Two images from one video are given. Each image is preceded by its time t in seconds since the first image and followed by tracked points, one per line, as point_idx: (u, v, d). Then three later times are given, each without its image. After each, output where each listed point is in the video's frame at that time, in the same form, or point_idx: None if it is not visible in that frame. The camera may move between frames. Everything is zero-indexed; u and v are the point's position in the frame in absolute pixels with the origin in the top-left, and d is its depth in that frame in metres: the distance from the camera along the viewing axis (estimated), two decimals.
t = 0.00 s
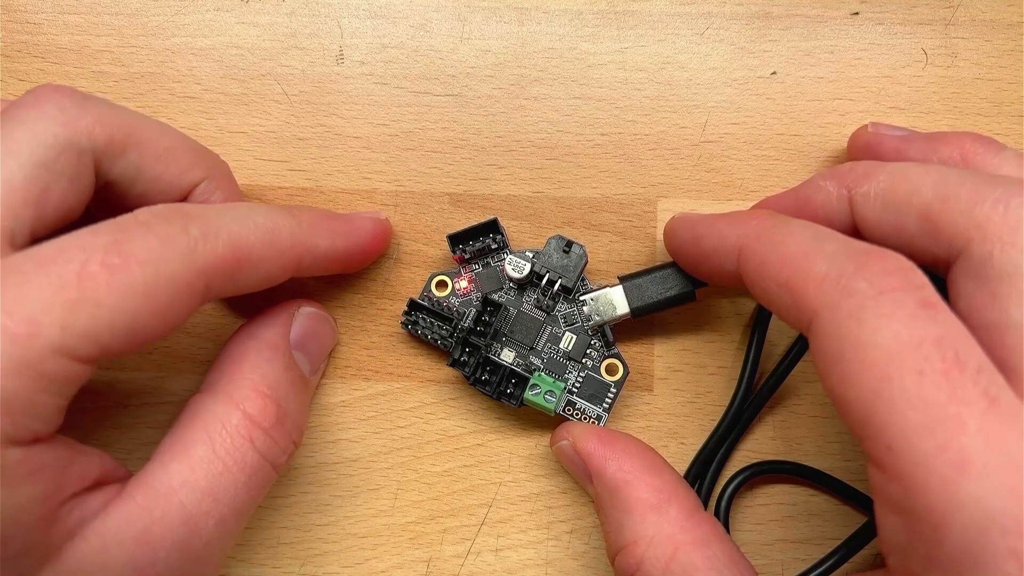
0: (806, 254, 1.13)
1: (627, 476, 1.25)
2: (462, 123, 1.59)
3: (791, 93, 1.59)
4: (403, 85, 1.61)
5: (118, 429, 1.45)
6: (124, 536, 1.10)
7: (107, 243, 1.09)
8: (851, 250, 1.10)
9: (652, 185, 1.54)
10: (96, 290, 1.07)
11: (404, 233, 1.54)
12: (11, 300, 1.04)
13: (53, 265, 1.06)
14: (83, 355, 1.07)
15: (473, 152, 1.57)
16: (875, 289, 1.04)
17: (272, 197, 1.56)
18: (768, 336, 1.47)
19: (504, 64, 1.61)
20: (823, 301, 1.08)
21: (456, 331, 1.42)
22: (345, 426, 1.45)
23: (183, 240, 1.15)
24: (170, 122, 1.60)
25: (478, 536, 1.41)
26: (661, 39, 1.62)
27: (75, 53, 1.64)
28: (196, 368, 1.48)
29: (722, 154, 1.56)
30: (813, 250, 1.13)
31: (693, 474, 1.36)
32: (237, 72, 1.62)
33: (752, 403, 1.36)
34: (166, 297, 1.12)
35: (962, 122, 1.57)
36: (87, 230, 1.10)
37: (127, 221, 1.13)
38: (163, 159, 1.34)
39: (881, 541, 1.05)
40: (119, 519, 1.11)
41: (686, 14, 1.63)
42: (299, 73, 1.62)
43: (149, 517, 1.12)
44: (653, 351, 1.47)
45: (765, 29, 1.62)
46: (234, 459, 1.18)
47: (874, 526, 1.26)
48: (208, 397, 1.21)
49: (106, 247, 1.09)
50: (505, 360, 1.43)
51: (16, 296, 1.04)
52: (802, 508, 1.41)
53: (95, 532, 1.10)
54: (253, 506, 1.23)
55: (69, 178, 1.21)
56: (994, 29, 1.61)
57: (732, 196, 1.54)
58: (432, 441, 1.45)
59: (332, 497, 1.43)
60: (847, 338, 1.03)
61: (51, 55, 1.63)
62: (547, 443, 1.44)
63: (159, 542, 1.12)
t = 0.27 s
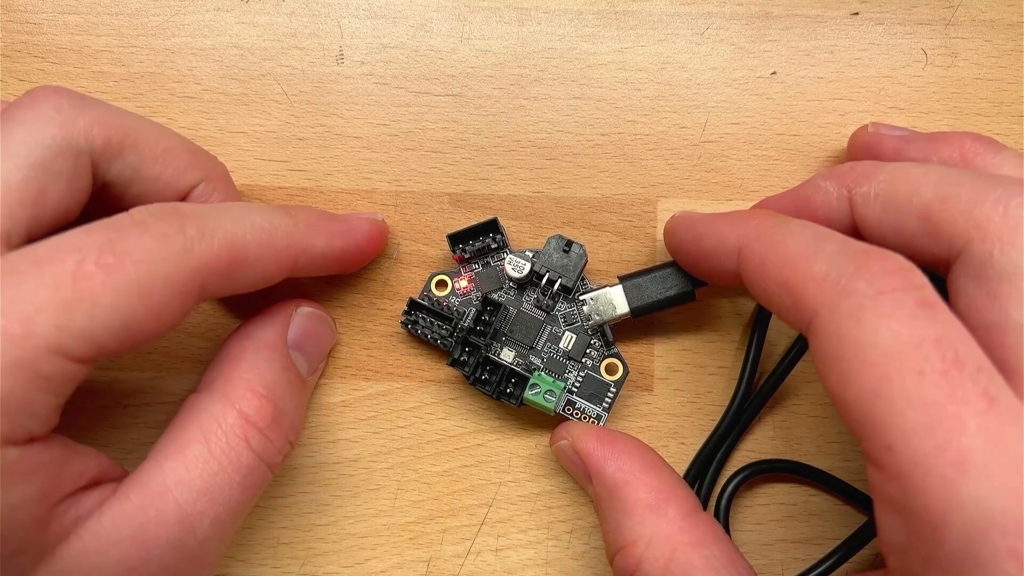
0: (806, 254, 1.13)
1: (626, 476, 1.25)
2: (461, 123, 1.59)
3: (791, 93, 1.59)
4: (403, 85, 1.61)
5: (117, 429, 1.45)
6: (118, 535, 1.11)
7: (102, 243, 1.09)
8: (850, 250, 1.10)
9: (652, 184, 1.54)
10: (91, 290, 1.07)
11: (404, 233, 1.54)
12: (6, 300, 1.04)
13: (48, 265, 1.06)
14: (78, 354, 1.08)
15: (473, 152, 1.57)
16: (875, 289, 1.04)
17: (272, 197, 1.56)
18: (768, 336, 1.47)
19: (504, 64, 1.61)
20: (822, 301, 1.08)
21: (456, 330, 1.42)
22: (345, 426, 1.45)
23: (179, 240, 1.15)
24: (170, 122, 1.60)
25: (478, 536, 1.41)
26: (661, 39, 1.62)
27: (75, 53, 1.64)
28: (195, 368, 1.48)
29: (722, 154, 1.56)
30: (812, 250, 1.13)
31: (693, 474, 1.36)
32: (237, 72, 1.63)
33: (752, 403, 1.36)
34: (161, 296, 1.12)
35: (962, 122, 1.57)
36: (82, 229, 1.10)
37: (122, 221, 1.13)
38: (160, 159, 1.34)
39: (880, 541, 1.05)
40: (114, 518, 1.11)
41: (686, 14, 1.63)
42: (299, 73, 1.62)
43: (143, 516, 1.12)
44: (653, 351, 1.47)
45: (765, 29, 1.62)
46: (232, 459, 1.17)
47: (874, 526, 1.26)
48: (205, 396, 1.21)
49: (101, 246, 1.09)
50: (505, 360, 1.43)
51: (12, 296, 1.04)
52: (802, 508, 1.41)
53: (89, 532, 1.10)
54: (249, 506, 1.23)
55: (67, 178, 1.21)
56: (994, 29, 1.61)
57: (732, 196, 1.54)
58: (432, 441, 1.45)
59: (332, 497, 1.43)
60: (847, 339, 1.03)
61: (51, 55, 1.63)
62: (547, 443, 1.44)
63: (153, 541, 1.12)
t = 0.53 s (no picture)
0: (805, 254, 1.13)
1: (626, 477, 1.25)
2: (461, 123, 1.59)
3: (791, 93, 1.59)
4: (403, 85, 1.61)
5: (117, 429, 1.45)
6: (115, 534, 1.10)
7: (100, 242, 1.09)
8: (850, 250, 1.10)
9: (652, 184, 1.54)
10: (88, 289, 1.07)
11: (404, 232, 1.54)
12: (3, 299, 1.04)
13: (46, 264, 1.06)
14: (75, 354, 1.08)
15: (473, 152, 1.57)
16: (875, 290, 1.04)
17: (272, 197, 1.56)
18: (768, 336, 1.47)
19: (504, 64, 1.62)
20: (822, 301, 1.08)
21: (456, 330, 1.42)
22: (345, 426, 1.45)
23: (176, 239, 1.15)
24: (170, 122, 1.60)
25: (478, 536, 1.41)
26: (661, 39, 1.62)
27: (75, 53, 1.64)
28: (195, 368, 1.48)
29: (722, 154, 1.56)
30: (812, 250, 1.13)
31: (693, 474, 1.36)
32: (238, 72, 1.63)
33: (751, 403, 1.36)
34: (158, 295, 1.11)
35: (962, 122, 1.57)
36: (79, 228, 1.10)
37: (120, 219, 1.13)
38: (158, 160, 1.34)
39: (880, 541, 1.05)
40: (111, 517, 1.11)
41: (686, 14, 1.63)
42: (299, 73, 1.62)
43: (141, 515, 1.12)
44: (653, 351, 1.47)
45: (765, 29, 1.62)
46: (230, 458, 1.17)
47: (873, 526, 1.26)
48: (204, 395, 1.21)
49: (98, 245, 1.09)
50: (505, 360, 1.43)
51: (9, 296, 1.04)
52: (802, 508, 1.41)
53: (87, 531, 1.10)
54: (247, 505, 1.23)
55: (65, 178, 1.21)
56: (994, 29, 1.61)
57: (732, 196, 1.54)
58: (432, 441, 1.45)
59: (332, 497, 1.43)
60: (846, 338, 1.03)
61: (51, 55, 1.63)
62: (547, 443, 1.44)
63: (151, 540, 1.11)
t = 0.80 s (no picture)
0: (805, 254, 1.13)
1: (626, 478, 1.25)
2: (461, 123, 1.59)
3: (791, 93, 1.59)
4: (403, 85, 1.61)
5: (117, 429, 1.45)
6: (111, 533, 1.11)
7: (95, 241, 1.09)
8: (849, 250, 1.10)
9: (652, 184, 1.54)
10: (84, 288, 1.07)
11: (404, 232, 1.54)
12: None
13: (41, 263, 1.06)
14: (72, 353, 1.08)
15: (473, 152, 1.57)
16: (874, 290, 1.04)
17: (272, 197, 1.56)
18: (768, 336, 1.47)
19: (504, 64, 1.62)
20: (821, 302, 1.08)
21: (456, 330, 1.42)
22: (345, 426, 1.45)
23: (172, 237, 1.15)
24: (170, 122, 1.60)
25: (478, 536, 1.41)
26: (661, 39, 1.62)
27: (75, 53, 1.64)
28: (195, 368, 1.48)
29: (722, 154, 1.56)
30: (811, 250, 1.13)
31: (693, 474, 1.35)
32: (238, 72, 1.63)
33: (751, 403, 1.36)
34: (155, 292, 1.11)
35: (962, 122, 1.57)
36: (74, 227, 1.10)
37: (115, 218, 1.12)
38: (157, 160, 1.34)
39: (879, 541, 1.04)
40: (107, 516, 1.11)
41: (686, 14, 1.63)
42: (299, 73, 1.62)
43: (137, 514, 1.12)
44: (653, 351, 1.47)
45: (765, 29, 1.62)
46: (228, 458, 1.18)
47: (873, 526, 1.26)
48: (201, 395, 1.21)
49: (94, 244, 1.09)
50: (505, 360, 1.43)
51: (5, 295, 1.04)
52: (802, 508, 1.41)
53: (84, 530, 1.10)
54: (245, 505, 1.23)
55: (63, 178, 1.21)
56: (993, 29, 1.61)
57: (733, 195, 1.54)
58: (432, 441, 1.45)
59: (332, 497, 1.43)
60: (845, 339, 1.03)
61: (51, 55, 1.64)
62: (547, 443, 1.44)
63: (147, 539, 1.11)
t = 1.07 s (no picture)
0: (805, 254, 1.13)
1: (625, 479, 1.25)
2: (461, 123, 1.59)
3: (791, 93, 1.59)
4: (403, 85, 1.61)
5: (116, 428, 1.45)
6: (111, 532, 1.10)
7: (95, 239, 1.09)
8: (850, 250, 1.10)
9: (652, 185, 1.54)
10: (84, 287, 1.07)
11: (404, 233, 1.54)
12: None
13: (41, 262, 1.06)
14: (71, 351, 1.08)
15: (473, 152, 1.57)
16: (874, 290, 1.04)
17: (272, 197, 1.56)
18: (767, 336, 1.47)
19: (504, 64, 1.62)
20: (821, 301, 1.08)
21: (455, 330, 1.42)
22: (344, 426, 1.45)
23: (173, 236, 1.15)
24: (170, 122, 1.60)
25: (478, 536, 1.41)
26: (661, 39, 1.62)
27: (75, 53, 1.64)
28: (195, 368, 1.48)
29: (722, 154, 1.56)
30: (811, 250, 1.13)
31: (693, 474, 1.35)
32: (238, 72, 1.63)
33: (751, 403, 1.36)
34: (155, 291, 1.11)
35: (962, 122, 1.57)
36: (75, 225, 1.10)
37: (115, 216, 1.12)
38: (157, 160, 1.34)
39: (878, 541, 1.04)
40: (107, 516, 1.11)
41: (686, 14, 1.63)
42: (299, 73, 1.62)
43: (137, 513, 1.12)
44: (653, 351, 1.47)
45: (765, 29, 1.62)
46: (228, 457, 1.18)
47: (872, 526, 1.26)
48: (201, 394, 1.21)
49: (94, 243, 1.09)
50: (505, 360, 1.43)
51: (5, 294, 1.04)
52: (802, 508, 1.41)
53: (84, 529, 1.10)
54: (244, 505, 1.23)
55: (62, 178, 1.21)
56: (994, 29, 1.61)
57: (733, 196, 1.54)
58: (432, 441, 1.45)
59: (332, 497, 1.43)
60: (844, 339, 1.03)
61: (51, 55, 1.64)
62: (546, 443, 1.44)
63: (147, 539, 1.11)
